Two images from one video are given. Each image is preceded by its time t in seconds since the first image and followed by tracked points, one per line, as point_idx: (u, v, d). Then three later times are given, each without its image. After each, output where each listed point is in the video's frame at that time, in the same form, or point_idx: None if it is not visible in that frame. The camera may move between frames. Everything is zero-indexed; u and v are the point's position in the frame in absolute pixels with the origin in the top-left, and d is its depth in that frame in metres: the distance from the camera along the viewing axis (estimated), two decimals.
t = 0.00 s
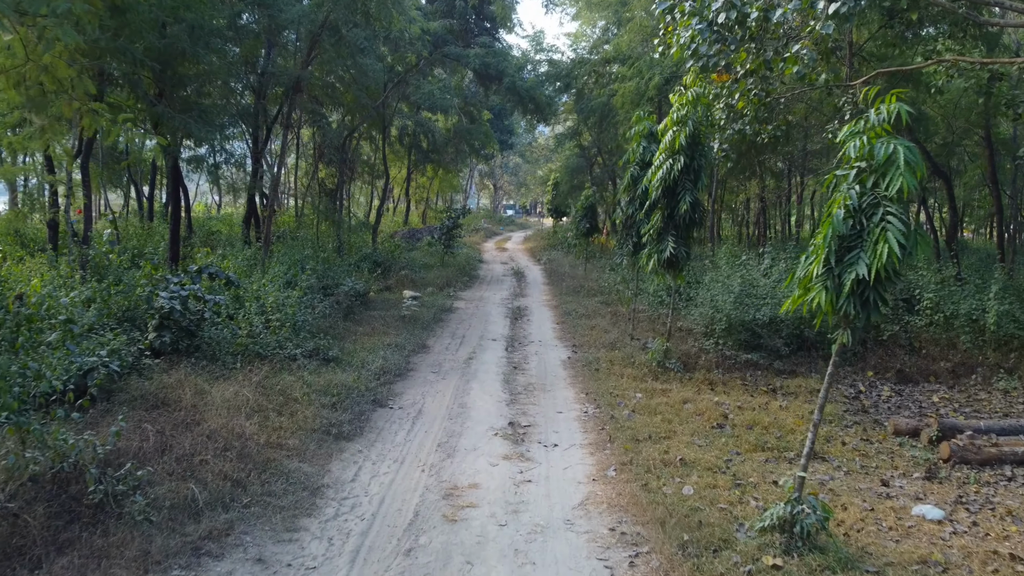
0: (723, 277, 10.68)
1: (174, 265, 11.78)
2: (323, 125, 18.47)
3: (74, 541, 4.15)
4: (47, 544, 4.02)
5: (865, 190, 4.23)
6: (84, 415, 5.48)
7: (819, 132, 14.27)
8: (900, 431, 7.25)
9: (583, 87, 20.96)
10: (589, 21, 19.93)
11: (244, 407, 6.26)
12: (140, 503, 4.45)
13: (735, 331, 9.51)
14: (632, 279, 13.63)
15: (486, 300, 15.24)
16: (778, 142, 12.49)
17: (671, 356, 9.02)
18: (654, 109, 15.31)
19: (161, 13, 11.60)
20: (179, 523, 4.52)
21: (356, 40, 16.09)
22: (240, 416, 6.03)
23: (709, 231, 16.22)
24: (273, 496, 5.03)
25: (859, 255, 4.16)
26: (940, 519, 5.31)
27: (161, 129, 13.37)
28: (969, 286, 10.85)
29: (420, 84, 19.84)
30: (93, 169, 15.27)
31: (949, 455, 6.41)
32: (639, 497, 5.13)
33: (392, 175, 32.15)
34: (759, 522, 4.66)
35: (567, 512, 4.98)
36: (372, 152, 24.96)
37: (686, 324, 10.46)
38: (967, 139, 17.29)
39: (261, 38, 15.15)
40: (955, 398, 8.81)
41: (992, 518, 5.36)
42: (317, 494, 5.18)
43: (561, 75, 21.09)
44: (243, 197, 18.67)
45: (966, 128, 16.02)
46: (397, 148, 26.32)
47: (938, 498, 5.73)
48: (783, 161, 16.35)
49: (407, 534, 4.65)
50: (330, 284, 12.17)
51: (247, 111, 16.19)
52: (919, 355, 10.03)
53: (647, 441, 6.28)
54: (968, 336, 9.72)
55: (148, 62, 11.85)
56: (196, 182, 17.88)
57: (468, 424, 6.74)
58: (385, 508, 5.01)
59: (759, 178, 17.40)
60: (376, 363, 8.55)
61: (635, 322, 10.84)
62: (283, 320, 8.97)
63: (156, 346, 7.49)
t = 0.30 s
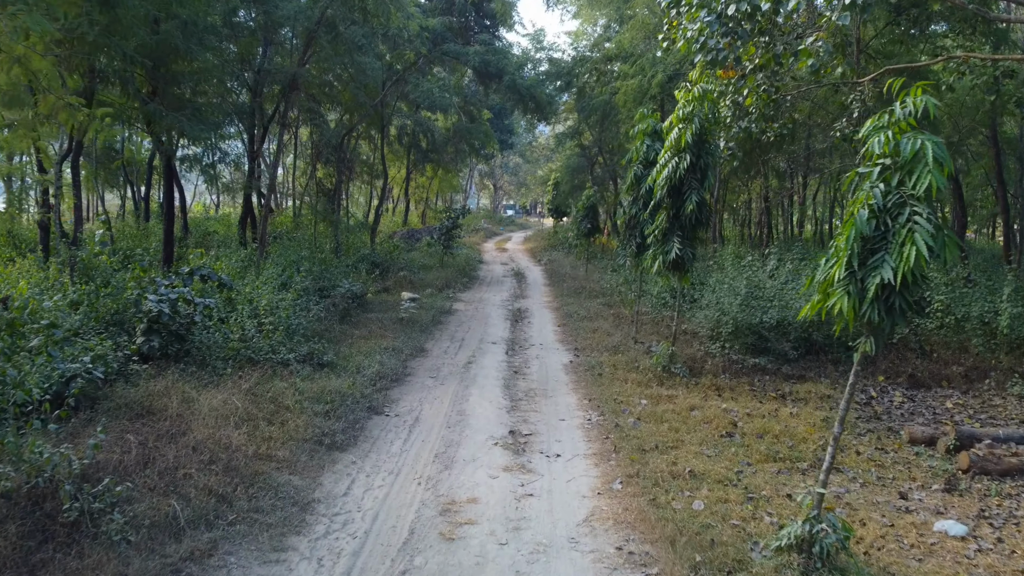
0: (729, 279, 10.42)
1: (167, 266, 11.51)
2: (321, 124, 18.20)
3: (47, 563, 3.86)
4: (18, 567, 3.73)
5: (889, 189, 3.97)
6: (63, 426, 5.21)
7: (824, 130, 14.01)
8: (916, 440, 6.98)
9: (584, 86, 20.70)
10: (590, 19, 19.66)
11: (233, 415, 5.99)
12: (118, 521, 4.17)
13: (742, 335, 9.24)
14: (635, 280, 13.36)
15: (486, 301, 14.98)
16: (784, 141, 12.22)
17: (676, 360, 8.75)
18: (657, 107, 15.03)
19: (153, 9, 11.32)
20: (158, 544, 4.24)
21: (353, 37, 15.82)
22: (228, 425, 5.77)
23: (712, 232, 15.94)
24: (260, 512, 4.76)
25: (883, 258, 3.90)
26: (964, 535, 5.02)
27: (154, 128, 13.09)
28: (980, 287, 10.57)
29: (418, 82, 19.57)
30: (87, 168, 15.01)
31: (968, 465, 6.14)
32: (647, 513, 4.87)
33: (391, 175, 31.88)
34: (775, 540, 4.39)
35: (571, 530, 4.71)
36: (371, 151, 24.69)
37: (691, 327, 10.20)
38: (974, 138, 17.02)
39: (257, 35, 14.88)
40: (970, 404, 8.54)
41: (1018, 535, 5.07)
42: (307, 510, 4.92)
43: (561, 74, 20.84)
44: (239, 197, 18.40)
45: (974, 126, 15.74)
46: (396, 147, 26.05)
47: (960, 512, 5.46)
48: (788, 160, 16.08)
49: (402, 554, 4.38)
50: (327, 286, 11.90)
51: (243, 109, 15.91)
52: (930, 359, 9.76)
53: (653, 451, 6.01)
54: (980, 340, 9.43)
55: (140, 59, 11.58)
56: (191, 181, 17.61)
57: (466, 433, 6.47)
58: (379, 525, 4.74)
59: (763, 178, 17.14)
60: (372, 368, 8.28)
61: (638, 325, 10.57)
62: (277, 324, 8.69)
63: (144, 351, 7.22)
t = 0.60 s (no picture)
0: (735, 281, 10.16)
1: (158, 268, 11.23)
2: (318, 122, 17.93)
3: None
4: None
5: (918, 187, 3.70)
6: (39, 438, 4.93)
7: (831, 129, 13.75)
8: (933, 448, 6.71)
9: (585, 85, 20.44)
10: (591, 17, 19.39)
11: (221, 425, 5.72)
12: (94, 541, 3.90)
13: (749, 338, 8.96)
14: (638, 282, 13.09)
15: (486, 303, 14.70)
16: (790, 139, 11.95)
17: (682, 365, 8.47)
18: (660, 106, 14.76)
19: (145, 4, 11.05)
20: (136, 567, 3.97)
21: (351, 34, 15.54)
22: (215, 436, 5.50)
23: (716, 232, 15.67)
24: (246, 530, 4.50)
25: (912, 262, 3.63)
26: (990, 552, 4.71)
27: (147, 126, 12.81)
28: (990, 289, 10.33)
29: (417, 80, 19.29)
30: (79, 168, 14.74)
31: (989, 476, 5.85)
32: (656, 531, 4.60)
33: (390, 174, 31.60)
34: (793, 562, 4.11)
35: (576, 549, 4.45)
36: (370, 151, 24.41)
37: (697, 330, 9.93)
38: (982, 137, 16.75)
39: (253, 32, 14.59)
40: (985, 409, 8.25)
41: None
42: (296, 527, 4.65)
43: (562, 72, 20.58)
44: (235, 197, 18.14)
45: (983, 125, 15.47)
46: (395, 147, 25.78)
47: (984, 527, 5.18)
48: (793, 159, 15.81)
49: None
50: (323, 288, 11.63)
51: (238, 107, 15.63)
52: (942, 363, 9.50)
53: (661, 463, 5.74)
54: (992, 343, 9.18)
55: (132, 56, 11.31)
56: (187, 181, 17.34)
57: (465, 442, 6.21)
58: (372, 544, 4.47)
59: (768, 178, 16.86)
60: (368, 373, 8.01)
61: (642, 328, 10.30)
62: (270, 328, 8.42)
63: (131, 356, 6.94)
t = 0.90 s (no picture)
0: (740, 283, 9.90)
1: (150, 269, 10.96)
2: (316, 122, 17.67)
3: None
4: None
5: (949, 186, 3.44)
6: (12, 452, 4.64)
7: (838, 128, 13.48)
8: (950, 458, 6.46)
9: (587, 83, 20.17)
10: (593, 14, 19.13)
11: (207, 436, 5.46)
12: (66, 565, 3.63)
13: (756, 342, 8.70)
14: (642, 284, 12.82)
15: (486, 304, 14.43)
16: (797, 137, 11.68)
17: (688, 370, 8.20)
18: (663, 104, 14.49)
19: None
20: None
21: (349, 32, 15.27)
22: (201, 449, 5.23)
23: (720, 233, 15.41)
24: (231, 550, 4.24)
25: (944, 266, 3.37)
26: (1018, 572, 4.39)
27: (140, 125, 12.55)
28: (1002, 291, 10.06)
29: (416, 79, 19.00)
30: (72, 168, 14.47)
31: (1012, 488, 5.59)
32: (666, 551, 4.33)
33: (389, 174, 31.33)
34: None
35: (581, 570, 4.18)
36: (368, 150, 24.14)
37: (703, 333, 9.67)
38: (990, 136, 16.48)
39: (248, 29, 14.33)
40: (1000, 416, 7.99)
41: None
42: (284, 546, 4.40)
43: (563, 71, 20.33)
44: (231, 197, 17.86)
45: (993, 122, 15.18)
46: (394, 147, 25.51)
47: (1011, 544, 4.91)
48: (798, 158, 15.54)
49: None
50: (319, 290, 11.36)
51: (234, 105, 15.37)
52: (954, 367, 9.24)
53: (669, 475, 5.47)
54: (1006, 346, 8.93)
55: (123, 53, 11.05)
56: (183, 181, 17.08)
57: (464, 453, 5.94)
58: (363, 565, 4.21)
59: (773, 177, 16.60)
60: (364, 378, 7.74)
61: (646, 330, 10.03)
62: (263, 331, 8.15)
63: (118, 362, 6.67)
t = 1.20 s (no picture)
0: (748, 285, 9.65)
1: (141, 271, 10.70)
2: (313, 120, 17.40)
3: None
4: None
5: (985, 183, 3.19)
6: None
7: (843, 126, 13.24)
8: (969, 468, 6.20)
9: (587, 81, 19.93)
10: (594, 11, 18.86)
11: (193, 447, 5.20)
12: None
13: (765, 346, 8.42)
14: (644, 285, 12.56)
15: (487, 306, 14.16)
16: (804, 136, 11.42)
17: (694, 375, 7.93)
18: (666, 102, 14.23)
19: None
20: None
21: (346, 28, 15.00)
22: (186, 461, 4.98)
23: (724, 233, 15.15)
24: (214, 572, 3.98)
25: (980, 271, 3.11)
26: None
27: (132, 123, 12.29)
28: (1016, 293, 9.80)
29: (415, 77, 18.73)
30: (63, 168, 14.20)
31: None
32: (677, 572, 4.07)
33: (388, 174, 31.08)
34: None
35: None
36: (367, 150, 23.87)
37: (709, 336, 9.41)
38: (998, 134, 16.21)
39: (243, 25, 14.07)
40: (1017, 422, 7.72)
41: None
42: (270, 567, 4.14)
43: (564, 70, 20.09)
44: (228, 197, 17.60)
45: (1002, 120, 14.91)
46: (393, 146, 25.24)
47: None
48: (804, 157, 15.27)
49: None
50: (315, 292, 11.11)
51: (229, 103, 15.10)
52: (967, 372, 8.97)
53: (678, 489, 5.21)
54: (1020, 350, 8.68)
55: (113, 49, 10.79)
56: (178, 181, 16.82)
57: (462, 463, 5.68)
58: None
59: (777, 177, 16.34)
60: (359, 384, 7.48)
61: (650, 334, 9.77)
62: (256, 334, 7.89)
63: (104, 367, 6.40)
